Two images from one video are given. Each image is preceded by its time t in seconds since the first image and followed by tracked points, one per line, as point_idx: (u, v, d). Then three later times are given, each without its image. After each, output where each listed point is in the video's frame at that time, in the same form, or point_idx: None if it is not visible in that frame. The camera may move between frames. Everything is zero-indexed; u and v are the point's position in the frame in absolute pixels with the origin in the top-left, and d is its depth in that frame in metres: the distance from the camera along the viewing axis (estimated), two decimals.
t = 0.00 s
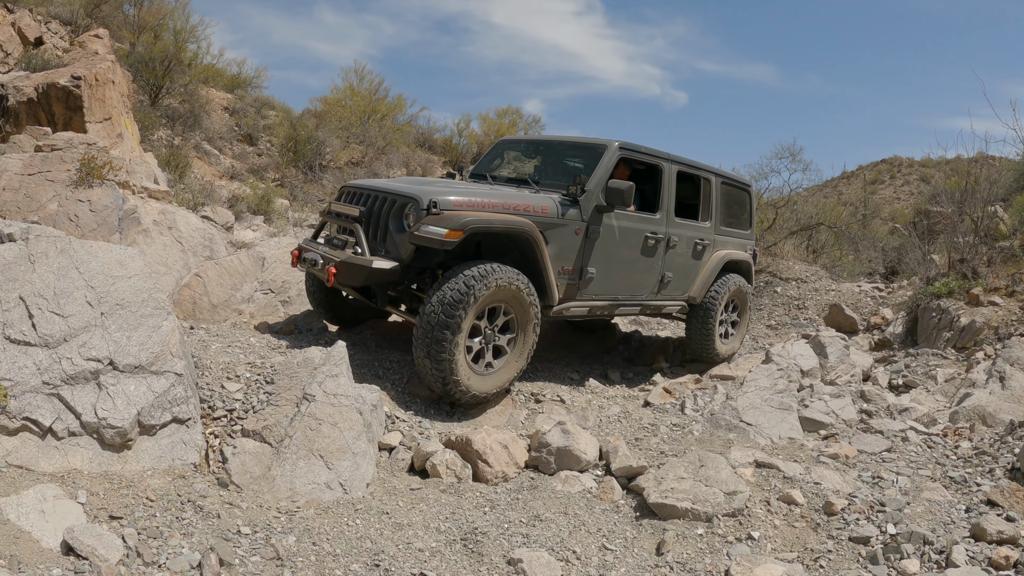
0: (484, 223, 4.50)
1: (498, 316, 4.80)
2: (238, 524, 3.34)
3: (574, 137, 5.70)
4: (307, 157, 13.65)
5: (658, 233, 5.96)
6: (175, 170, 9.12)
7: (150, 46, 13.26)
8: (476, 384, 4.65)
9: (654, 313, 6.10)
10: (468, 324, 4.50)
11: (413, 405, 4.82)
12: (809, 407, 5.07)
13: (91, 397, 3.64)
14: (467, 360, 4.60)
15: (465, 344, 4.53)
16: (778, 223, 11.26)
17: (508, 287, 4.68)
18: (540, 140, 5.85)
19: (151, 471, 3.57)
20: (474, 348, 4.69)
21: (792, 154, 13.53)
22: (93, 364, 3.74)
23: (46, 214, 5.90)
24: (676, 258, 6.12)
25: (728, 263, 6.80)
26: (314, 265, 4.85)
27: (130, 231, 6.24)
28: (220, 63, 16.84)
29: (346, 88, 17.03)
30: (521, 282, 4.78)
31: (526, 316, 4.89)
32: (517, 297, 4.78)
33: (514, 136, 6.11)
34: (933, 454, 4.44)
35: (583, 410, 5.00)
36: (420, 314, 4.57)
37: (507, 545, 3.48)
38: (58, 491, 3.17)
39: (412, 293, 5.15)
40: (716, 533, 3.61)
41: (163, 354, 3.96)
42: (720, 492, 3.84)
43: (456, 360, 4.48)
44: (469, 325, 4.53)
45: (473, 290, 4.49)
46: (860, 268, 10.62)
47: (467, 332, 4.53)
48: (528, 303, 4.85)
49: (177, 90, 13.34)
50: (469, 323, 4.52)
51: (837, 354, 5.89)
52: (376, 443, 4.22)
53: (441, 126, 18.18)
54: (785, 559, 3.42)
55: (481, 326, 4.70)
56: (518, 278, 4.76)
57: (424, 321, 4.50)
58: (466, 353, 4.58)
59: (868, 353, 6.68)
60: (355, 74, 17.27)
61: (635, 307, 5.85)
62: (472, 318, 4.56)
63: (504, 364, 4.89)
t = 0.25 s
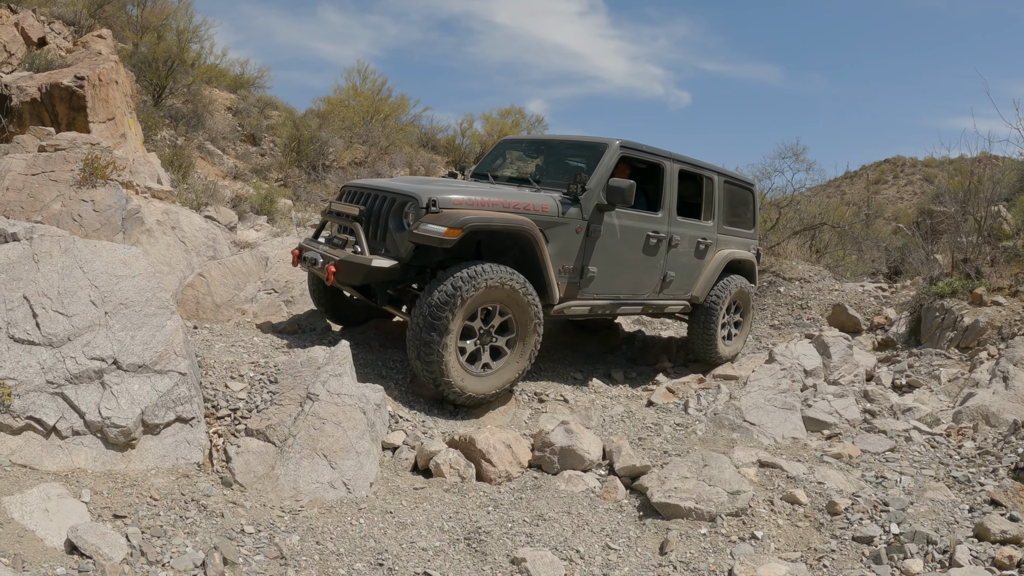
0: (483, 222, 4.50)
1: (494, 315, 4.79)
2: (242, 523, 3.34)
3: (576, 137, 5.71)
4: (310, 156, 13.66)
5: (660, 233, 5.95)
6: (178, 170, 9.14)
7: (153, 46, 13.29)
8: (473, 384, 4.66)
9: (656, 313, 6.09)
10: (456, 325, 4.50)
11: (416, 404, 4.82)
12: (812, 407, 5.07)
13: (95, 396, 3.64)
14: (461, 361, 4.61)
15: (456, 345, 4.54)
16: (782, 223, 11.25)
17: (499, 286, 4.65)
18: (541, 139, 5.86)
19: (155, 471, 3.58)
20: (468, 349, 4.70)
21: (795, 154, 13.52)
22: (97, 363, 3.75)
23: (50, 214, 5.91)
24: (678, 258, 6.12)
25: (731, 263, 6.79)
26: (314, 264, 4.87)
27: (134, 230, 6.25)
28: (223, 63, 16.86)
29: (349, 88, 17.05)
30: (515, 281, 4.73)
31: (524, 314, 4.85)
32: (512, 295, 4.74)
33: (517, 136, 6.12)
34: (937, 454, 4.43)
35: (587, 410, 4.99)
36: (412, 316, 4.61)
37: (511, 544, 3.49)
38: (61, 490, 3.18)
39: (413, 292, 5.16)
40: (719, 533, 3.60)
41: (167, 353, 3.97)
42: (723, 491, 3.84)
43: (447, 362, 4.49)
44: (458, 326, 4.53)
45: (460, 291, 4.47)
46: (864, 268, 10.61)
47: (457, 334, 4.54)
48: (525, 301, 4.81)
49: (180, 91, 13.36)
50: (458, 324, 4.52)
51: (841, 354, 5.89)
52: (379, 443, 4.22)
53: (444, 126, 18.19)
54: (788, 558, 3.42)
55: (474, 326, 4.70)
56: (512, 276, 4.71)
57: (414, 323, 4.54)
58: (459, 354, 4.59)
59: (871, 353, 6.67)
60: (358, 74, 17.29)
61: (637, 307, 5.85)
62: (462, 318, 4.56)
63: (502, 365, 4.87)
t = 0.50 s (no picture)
0: (480, 222, 4.51)
1: (487, 317, 4.77)
2: (248, 523, 3.35)
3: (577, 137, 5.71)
4: (315, 157, 13.68)
5: (662, 234, 5.95)
6: (183, 170, 9.16)
7: (158, 47, 13.32)
8: (470, 388, 4.68)
9: (657, 314, 6.09)
10: (443, 334, 4.51)
11: (421, 404, 4.83)
12: (817, 407, 5.06)
13: (101, 397, 3.66)
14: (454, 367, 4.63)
15: (445, 353, 4.55)
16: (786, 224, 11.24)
17: (484, 289, 4.61)
18: (542, 139, 5.86)
19: (161, 471, 3.59)
20: (462, 354, 4.71)
21: (800, 153, 13.50)
22: (103, 363, 3.76)
23: (55, 214, 5.94)
24: (680, 259, 6.11)
25: (734, 264, 6.79)
26: (310, 263, 4.88)
27: (139, 231, 6.27)
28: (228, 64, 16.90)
29: (354, 88, 17.07)
30: (502, 280, 4.68)
31: (517, 312, 4.81)
32: (501, 294, 4.69)
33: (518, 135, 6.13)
34: (942, 455, 4.43)
35: (592, 410, 5.00)
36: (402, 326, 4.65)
37: (516, 544, 3.49)
38: (67, 490, 3.19)
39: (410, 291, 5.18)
40: (724, 533, 3.61)
41: (172, 353, 3.98)
42: (728, 492, 3.84)
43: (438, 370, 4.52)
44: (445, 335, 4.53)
45: (443, 299, 4.46)
46: (868, 268, 10.60)
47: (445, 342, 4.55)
48: (516, 299, 4.76)
49: (185, 91, 13.40)
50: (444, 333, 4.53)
51: (845, 355, 5.88)
52: (384, 443, 4.23)
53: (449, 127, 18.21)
54: (793, 559, 3.42)
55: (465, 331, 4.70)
56: (498, 276, 4.66)
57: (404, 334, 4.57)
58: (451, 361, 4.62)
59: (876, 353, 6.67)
60: (362, 74, 17.31)
61: (637, 308, 5.85)
62: (450, 325, 4.56)
63: (503, 363, 4.87)
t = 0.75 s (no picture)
0: (469, 226, 4.52)
1: (471, 321, 4.74)
2: (255, 523, 3.36)
3: (574, 137, 5.72)
4: (322, 158, 13.70)
5: (661, 237, 5.94)
6: (190, 172, 9.19)
7: (165, 49, 13.37)
8: (467, 395, 4.72)
9: (656, 318, 6.09)
10: (426, 350, 4.53)
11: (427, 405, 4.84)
12: (824, 407, 5.05)
13: (109, 397, 3.67)
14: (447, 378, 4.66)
15: (432, 368, 4.58)
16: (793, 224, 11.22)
17: (459, 297, 4.56)
18: (540, 139, 5.87)
19: (169, 471, 3.61)
20: (453, 363, 4.74)
21: (806, 154, 13.48)
22: (111, 364, 3.77)
23: (63, 216, 5.97)
24: (680, 262, 6.10)
25: (736, 267, 6.77)
26: (300, 265, 4.90)
27: (146, 232, 6.30)
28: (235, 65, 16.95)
29: (360, 90, 17.11)
30: (476, 284, 4.61)
31: (501, 310, 4.75)
32: (479, 297, 4.64)
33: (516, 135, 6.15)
34: (949, 455, 4.41)
35: (599, 411, 5.00)
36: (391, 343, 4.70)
37: (524, 545, 3.49)
38: (75, 490, 3.20)
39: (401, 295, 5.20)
40: (732, 534, 3.60)
41: (180, 354, 3.99)
42: (736, 492, 3.84)
43: (429, 385, 4.56)
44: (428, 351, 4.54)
45: (419, 317, 4.44)
46: (876, 268, 10.58)
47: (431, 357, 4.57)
48: (497, 297, 4.69)
49: (192, 93, 13.45)
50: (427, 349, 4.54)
51: (853, 355, 5.86)
52: (392, 443, 4.24)
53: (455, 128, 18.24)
54: (800, 559, 3.41)
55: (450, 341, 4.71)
56: (471, 280, 4.60)
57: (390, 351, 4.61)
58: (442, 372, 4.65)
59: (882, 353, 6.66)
60: (369, 75, 17.35)
61: (635, 312, 5.85)
62: (433, 339, 4.56)
63: (501, 359, 4.87)
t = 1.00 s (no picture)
0: (462, 232, 4.55)
1: (457, 318, 4.75)
2: (275, 525, 3.39)
3: (579, 140, 5.72)
4: (338, 162, 13.77)
5: (668, 243, 5.93)
6: (208, 176, 9.27)
7: (181, 54, 13.50)
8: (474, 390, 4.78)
9: (662, 325, 6.08)
10: (418, 362, 4.58)
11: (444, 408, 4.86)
12: (843, 410, 5.02)
13: (129, 400, 3.71)
14: (450, 381, 4.73)
15: (430, 375, 4.63)
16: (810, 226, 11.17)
17: (432, 302, 4.55)
18: (545, 141, 5.88)
19: (188, 473, 3.64)
20: (453, 364, 4.79)
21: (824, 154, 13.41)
22: (131, 367, 3.81)
23: (82, 220, 6.04)
24: (687, 269, 6.08)
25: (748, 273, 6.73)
26: (296, 271, 4.93)
27: (165, 236, 6.36)
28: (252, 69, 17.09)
29: (375, 93, 17.19)
30: (446, 284, 4.58)
31: (481, 297, 4.71)
32: (453, 294, 4.61)
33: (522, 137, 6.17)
34: (968, 458, 4.37)
35: (618, 413, 4.99)
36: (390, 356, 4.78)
37: (542, 547, 3.50)
38: (96, 491, 3.24)
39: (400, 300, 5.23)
40: (750, 537, 3.59)
41: (199, 357, 4.02)
42: (754, 495, 3.83)
43: (432, 391, 4.63)
44: (420, 362, 4.59)
45: (400, 333, 4.49)
46: (893, 270, 10.51)
47: (426, 366, 4.62)
48: (471, 286, 4.64)
49: (209, 98, 13.57)
50: (419, 360, 4.59)
51: (870, 357, 5.85)
52: (410, 446, 4.26)
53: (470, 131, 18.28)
54: (819, 562, 3.39)
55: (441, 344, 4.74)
56: (440, 280, 4.57)
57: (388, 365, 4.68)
58: (443, 376, 4.70)
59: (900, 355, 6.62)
60: (383, 78, 17.42)
61: (640, 319, 5.84)
62: (423, 349, 4.61)
63: (501, 345, 4.88)
